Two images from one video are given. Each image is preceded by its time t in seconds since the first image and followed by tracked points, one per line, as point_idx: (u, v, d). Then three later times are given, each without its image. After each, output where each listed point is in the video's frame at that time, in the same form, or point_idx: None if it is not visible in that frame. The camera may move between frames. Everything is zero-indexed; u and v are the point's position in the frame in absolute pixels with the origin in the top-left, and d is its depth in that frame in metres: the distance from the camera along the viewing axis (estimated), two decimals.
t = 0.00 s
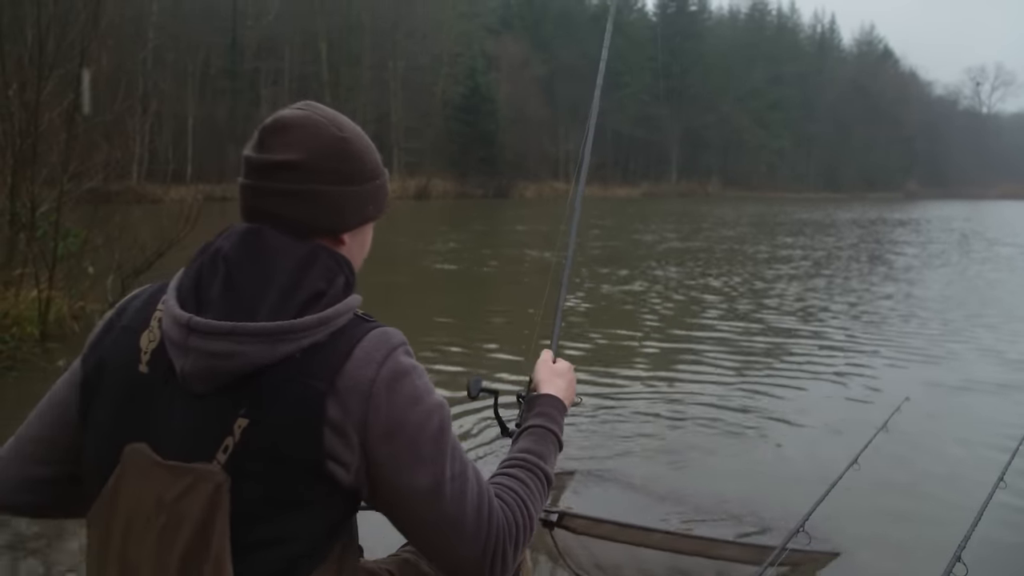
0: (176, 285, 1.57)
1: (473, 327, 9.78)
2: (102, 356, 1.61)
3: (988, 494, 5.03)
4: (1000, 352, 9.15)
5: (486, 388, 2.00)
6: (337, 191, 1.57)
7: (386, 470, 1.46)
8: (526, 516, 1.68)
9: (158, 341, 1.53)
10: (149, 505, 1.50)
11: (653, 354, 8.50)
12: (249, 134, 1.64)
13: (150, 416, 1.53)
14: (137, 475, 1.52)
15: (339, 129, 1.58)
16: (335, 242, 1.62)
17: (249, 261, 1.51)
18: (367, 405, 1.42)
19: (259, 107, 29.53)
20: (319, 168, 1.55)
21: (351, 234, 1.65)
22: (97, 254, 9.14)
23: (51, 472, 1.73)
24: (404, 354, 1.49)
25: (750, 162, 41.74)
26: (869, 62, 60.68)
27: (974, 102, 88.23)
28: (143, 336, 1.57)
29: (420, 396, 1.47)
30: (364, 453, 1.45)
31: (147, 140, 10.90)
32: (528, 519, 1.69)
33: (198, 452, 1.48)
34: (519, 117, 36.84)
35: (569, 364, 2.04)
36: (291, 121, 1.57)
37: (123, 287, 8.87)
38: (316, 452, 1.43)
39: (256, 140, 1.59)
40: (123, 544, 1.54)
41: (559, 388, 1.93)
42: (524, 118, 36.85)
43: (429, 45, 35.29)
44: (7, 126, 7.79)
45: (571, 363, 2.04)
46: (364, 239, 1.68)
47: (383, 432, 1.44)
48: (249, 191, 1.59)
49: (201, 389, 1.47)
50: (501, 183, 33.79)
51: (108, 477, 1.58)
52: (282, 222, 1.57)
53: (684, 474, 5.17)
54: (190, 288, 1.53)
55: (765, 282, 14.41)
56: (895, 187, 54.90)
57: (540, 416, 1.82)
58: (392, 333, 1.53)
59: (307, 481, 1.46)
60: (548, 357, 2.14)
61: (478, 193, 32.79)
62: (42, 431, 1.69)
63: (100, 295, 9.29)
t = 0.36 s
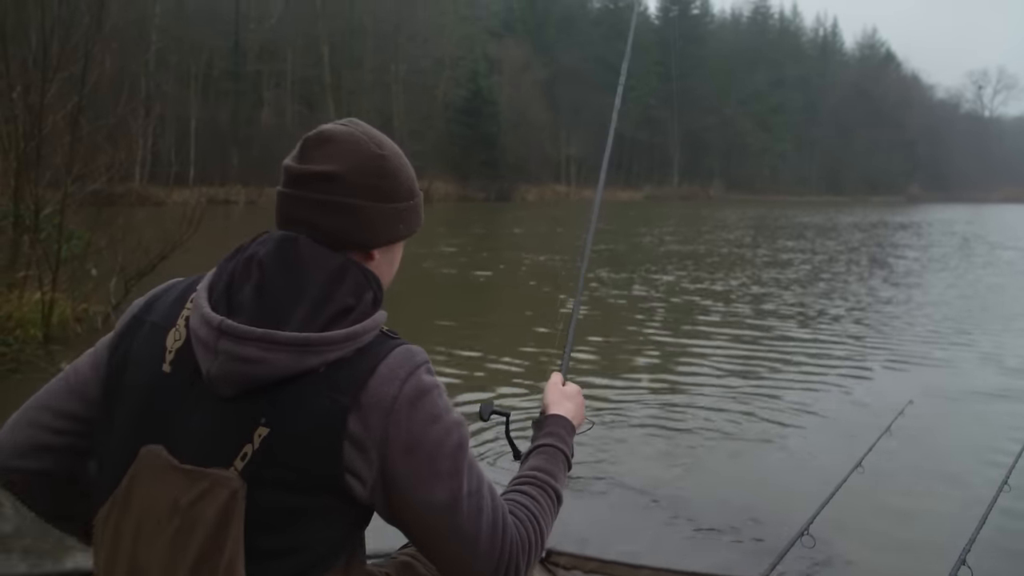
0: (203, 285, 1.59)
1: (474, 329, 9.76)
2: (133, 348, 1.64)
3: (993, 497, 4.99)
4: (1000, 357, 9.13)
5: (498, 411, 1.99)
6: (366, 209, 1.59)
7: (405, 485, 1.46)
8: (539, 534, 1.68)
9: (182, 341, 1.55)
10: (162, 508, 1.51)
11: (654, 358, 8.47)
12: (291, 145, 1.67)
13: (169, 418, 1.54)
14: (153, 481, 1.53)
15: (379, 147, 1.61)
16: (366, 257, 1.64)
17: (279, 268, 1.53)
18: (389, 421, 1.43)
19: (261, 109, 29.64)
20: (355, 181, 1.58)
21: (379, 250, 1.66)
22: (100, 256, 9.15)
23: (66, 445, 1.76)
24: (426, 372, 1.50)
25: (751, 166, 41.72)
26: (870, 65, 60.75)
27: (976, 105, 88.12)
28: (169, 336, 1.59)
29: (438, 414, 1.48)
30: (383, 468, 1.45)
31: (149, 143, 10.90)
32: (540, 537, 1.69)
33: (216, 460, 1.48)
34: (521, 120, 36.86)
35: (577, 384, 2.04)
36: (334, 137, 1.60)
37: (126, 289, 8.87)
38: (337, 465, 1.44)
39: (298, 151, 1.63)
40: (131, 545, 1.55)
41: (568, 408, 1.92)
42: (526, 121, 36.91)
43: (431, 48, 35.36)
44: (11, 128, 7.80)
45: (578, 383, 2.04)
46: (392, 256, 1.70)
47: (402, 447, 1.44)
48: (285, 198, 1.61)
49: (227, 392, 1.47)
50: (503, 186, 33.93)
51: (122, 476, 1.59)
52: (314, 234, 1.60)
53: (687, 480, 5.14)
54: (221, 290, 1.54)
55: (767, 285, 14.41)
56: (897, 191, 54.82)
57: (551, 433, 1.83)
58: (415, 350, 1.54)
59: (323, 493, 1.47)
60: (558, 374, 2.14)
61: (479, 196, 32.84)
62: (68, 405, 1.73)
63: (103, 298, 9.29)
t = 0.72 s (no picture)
0: (204, 293, 1.60)
1: (474, 332, 9.75)
2: (136, 355, 1.65)
3: (993, 501, 4.99)
4: (999, 359, 9.12)
5: (504, 420, 1.99)
6: (363, 213, 1.60)
7: (402, 486, 1.46)
8: (543, 538, 1.68)
9: (182, 346, 1.56)
10: (159, 512, 1.52)
11: (653, 361, 8.45)
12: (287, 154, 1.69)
13: (168, 419, 1.54)
14: (151, 487, 1.53)
15: (370, 151, 1.61)
16: (362, 262, 1.65)
17: (277, 273, 1.54)
18: (384, 419, 1.43)
19: (262, 112, 29.70)
20: (347, 185, 1.59)
21: (375, 255, 1.67)
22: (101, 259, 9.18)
23: (78, 452, 1.75)
24: (423, 372, 1.50)
25: (751, 167, 41.71)
26: (870, 67, 60.78)
27: (976, 107, 88.13)
28: (170, 342, 1.60)
29: (436, 412, 1.48)
30: (380, 467, 1.45)
31: (151, 146, 10.92)
32: (544, 540, 1.68)
33: (213, 463, 1.48)
34: (522, 123, 36.88)
35: (583, 391, 2.04)
36: (328, 143, 1.62)
37: (126, 292, 8.88)
38: (333, 464, 1.44)
39: (294, 158, 1.64)
40: (131, 550, 1.55)
41: (573, 416, 1.93)
42: (526, 123, 36.96)
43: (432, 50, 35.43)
44: (12, 132, 7.81)
45: (584, 390, 2.05)
46: (391, 261, 1.70)
47: (398, 447, 1.44)
48: (283, 204, 1.63)
49: (222, 394, 1.48)
50: (504, 188, 33.88)
51: (122, 483, 1.59)
52: (310, 238, 1.61)
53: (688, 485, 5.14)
54: (220, 296, 1.55)
55: (767, 287, 14.44)
56: (897, 193, 54.81)
57: (556, 440, 1.83)
58: (413, 350, 1.54)
59: (319, 494, 1.46)
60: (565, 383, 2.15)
61: (479, 199, 32.89)
62: (79, 413, 1.74)
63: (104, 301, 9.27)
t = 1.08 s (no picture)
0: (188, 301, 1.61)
1: (469, 332, 9.73)
2: (127, 367, 1.66)
3: (988, 497, 5.00)
4: (993, 357, 9.16)
5: (500, 418, 1.99)
6: (342, 211, 1.60)
7: (392, 479, 1.45)
8: (540, 534, 1.67)
9: (169, 352, 1.57)
10: (148, 518, 1.52)
11: (648, 361, 8.44)
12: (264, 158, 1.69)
13: (157, 426, 1.54)
14: (141, 492, 1.53)
15: (342, 148, 1.61)
16: (345, 259, 1.64)
17: (258, 275, 1.56)
18: (371, 410, 1.42)
19: (258, 112, 29.68)
20: (324, 182, 1.59)
21: (359, 252, 1.67)
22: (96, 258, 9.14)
23: (78, 471, 1.75)
24: (409, 363, 1.49)
25: (747, 167, 41.75)
26: (866, 67, 60.92)
27: (970, 107, 88.41)
28: (159, 349, 1.60)
29: (423, 403, 1.47)
30: (368, 459, 1.43)
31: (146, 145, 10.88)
32: (542, 534, 1.68)
33: (201, 467, 1.48)
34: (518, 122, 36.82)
35: (579, 387, 2.03)
36: (300, 144, 1.62)
37: (122, 292, 8.86)
38: (320, 459, 1.43)
39: (271, 159, 1.64)
40: (122, 559, 1.55)
41: (570, 410, 1.92)
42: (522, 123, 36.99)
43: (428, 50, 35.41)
44: (7, 130, 7.75)
45: (580, 385, 2.04)
46: (377, 258, 1.70)
47: (387, 438, 1.43)
48: (262, 206, 1.63)
49: (207, 395, 1.48)
50: (500, 189, 33.57)
51: (114, 493, 1.59)
52: (289, 238, 1.60)
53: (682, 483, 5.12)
54: (204, 300, 1.56)
55: (763, 287, 14.46)
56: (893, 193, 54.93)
57: (553, 434, 1.83)
58: (398, 342, 1.53)
59: (308, 490, 1.45)
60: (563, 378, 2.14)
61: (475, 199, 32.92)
62: (77, 432, 1.73)
63: (100, 300, 9.27)
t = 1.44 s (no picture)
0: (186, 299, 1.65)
1: (465, 328, 9.75)
2: (129, 374, 1.70)
3: (986, 494, 5.05)
4: (987, 352, 9.24)
5: (504, 412, 2.01)
6: (336, 202, 1.63)
7: (392, 462, 1.46)
8: (547, 517, 1.69)
9: (168, 352, 1.60)
10: (152, 513, 1.54)
11: (644, 357, 8.46)
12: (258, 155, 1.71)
13: (159, 421, 1.58)
14: (143, 487, 1.56)
15: (334, 142, 1.64)
16: (343, 250, 1.67)
17: (252, 271, 1.59)
18: (367, 392, 1.44)
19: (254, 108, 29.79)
20: (315, 175, 1.61)
21: (354, 244, 1.69)
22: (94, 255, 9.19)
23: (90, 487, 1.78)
24: (405, 345, 1.51)
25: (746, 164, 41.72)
26: (863, 63, 61.02)
27: (968, 103, 88.54)
28: (157, 351, 1.64)
29: (421, 383, 1.49)
30: (366, 441, 1.45)
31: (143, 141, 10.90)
32: (550, 518, 1.70)
33: (201, 459, 1.51)
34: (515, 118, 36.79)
35: (581, 377, 2.06)
36: (293, 138, 1.65)
37: (120, 288, 8.90)
38: (317, 442, 1.45)
39: (265, 157, 1.67)
40: (127, 557, 1.57)
41: (574, 399, 1.95)
42: (520, 119, 37.05)
43: (425, 44, 35.38)
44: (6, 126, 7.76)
45: (581, 376, 2.06)
46: (369, 252, 1.72)
47: (384, 420, 1.45)
48: (258, 201, 1.66)
49: (203, 386, 1.51)
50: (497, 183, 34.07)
51: (119, 492, 1.62)
52: (283, 232, 1.63)
53: (678, 480, 5.16)
54: (200, 296, 1.60)
55: (760, 282, 14.53)
56: (890, 189, 55.04)
57: (559, 422, 1.87)
58: (393, 326, 1.55)
59: (307, 474, 1.47)
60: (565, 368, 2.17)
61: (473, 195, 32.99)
62: (89, 445, 1.77)
63: (98, 295, 9.31)
